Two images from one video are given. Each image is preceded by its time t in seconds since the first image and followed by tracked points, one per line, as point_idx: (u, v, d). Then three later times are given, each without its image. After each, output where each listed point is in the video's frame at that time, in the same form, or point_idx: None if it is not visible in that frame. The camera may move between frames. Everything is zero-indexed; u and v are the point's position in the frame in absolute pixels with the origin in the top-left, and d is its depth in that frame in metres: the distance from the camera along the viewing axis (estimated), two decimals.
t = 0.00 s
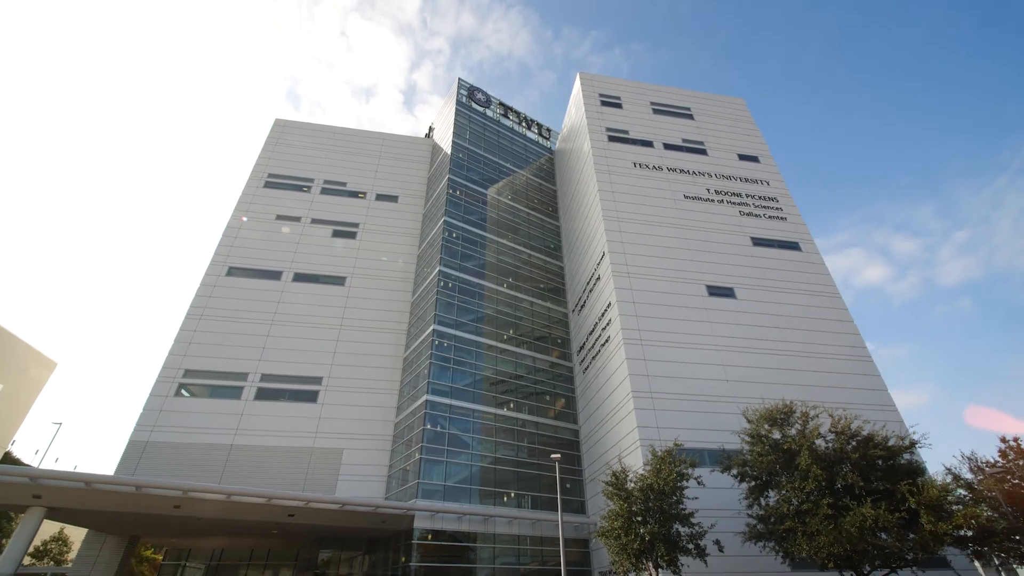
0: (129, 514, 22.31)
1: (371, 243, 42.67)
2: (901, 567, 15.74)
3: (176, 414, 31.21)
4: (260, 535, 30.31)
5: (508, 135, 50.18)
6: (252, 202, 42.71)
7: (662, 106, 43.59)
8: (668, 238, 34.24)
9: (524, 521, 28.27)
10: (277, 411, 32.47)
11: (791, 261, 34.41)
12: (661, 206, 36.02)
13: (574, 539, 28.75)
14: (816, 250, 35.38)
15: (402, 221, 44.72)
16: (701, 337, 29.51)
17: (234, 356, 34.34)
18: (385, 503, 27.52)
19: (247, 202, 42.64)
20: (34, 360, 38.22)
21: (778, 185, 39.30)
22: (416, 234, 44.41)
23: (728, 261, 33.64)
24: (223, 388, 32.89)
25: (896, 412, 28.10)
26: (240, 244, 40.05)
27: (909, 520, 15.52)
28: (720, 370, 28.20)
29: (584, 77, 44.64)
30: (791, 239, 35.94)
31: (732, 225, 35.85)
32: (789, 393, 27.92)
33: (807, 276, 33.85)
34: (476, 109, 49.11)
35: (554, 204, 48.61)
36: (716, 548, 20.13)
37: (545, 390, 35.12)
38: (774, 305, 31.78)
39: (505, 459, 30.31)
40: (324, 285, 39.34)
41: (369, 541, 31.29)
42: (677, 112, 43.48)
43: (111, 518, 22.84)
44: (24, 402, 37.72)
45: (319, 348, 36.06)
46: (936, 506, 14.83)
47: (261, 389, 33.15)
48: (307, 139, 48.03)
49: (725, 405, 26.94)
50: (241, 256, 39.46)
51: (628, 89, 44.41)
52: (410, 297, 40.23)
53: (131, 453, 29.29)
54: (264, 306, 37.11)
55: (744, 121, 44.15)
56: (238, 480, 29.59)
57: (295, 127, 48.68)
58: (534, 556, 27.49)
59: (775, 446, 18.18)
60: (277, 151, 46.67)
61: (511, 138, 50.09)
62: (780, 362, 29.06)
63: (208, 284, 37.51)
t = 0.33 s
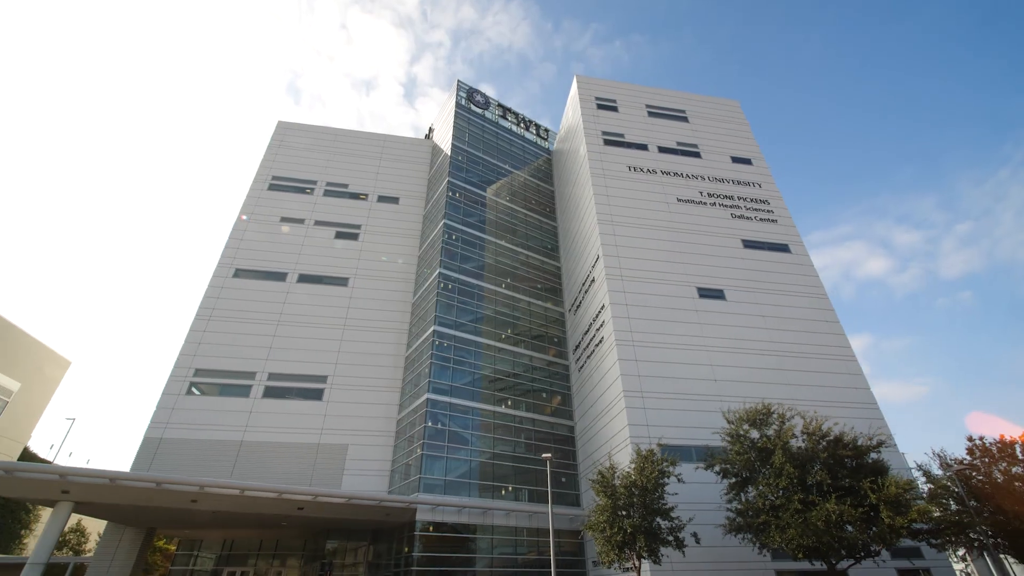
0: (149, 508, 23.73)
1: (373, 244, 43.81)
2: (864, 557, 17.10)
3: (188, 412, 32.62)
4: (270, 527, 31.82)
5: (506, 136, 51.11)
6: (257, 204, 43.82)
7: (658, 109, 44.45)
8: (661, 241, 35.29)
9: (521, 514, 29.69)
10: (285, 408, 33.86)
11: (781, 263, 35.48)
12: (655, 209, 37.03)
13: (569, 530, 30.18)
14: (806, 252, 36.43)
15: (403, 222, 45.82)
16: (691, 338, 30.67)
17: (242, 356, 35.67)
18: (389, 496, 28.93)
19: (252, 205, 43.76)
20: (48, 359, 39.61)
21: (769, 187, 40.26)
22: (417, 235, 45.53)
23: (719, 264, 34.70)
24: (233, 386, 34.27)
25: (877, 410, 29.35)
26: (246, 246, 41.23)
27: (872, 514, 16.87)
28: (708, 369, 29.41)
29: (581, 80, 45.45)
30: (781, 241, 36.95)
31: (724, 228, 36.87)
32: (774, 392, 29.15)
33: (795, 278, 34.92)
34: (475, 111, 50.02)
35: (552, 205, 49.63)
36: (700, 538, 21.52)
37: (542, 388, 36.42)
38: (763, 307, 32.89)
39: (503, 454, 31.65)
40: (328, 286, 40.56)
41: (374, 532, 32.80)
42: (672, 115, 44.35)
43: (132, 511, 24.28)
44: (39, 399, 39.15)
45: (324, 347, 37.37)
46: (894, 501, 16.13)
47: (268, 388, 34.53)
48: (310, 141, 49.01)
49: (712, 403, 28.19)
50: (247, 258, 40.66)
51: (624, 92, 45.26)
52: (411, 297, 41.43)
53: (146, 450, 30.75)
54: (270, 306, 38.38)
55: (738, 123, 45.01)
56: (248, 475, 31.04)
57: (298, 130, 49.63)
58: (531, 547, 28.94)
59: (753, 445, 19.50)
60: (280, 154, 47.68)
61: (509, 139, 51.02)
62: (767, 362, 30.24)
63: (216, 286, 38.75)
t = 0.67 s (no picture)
0: (168, 502, 25.21)
1: (375, 245, 44.99)
2: (831, 547, 18.47)
3: (199, 409, 34.07)
4: (279, 518, 33.39)
5: (505, 137, 52.05)
6: (261, 206, 44.95)
7: (653, 111, 45.34)
8: (653, 244, 36.45)
9: (518, 506, 31.16)
10: (291, 406, 35.28)
11: (770, 265, 36.62)
12: (648, 213, 38.13)
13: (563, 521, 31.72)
14: (795, 254, 37.54)
15: (404, 223, 46.94)
16: (681, 339, 31.95)
17: (250, 355, 37.06)
18: (392, 490, 30.39)
19: (256, 207, 44.89)
20: (62, 357, 41.13)
21: (761, 190, 41.29)
22: (417, 235, 46.69)
23: (709, 266, 35.89)
24: (241, 384, 35.67)
25: (858, 407, 30.71)
26: (252, 248, 42.44)
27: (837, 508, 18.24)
28: (697, 369, 30.73)
29: (577, 83, 46.30)
30: (770, 243, 38.07)
31: (715, 231, 37.99)
32: (759, 391, 30.49)
33: (783, 279, 36.04)
34: (473, 112, 50.93)
35: (549, 205, 50.70)
36: (683, 530, 23.03)
37: (539, 385, 37.79)
38: (751, 308, 34.12)
39: (500, 450, 33.07)
40: (331, 286, 41.81)
41: (377, 524, 34.33)
42: (667, 118, 45.25)
43: (150, 505, 25.77)
44: (55, 396, 40.73)
45: (328, 346, 38.73)
46: (858, 497, 17.45)
47: (275, 386, 35.96)
48: (312, 143, 49.96)
49: (700, 402, 29.55)
50: (253, 259, 41.89)
51: (620, 94, 46.09)
52: (412, 297, 42.69)
53: (160, 446, 32.25)
54: (276, 307, 39.67)
55: (732, 125, 45.91)
56: (258, 469, 32.53)
57: (300, 131, 50.56)
58: (527, 537, 30.42)
59: (732, 444, 20.84)
60: (283, 155, 48.67)
61: (507, 140, 51.97)
62: (753, 362, 31.56)
63: (223, 287, 40.01)
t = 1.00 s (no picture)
0: (184, 496, 26.73)
1: (376, 246, 46.13)
2: (803, 539, 19.81)
3: (209, 407, 35.47)
4: (286, 511, 34.88)
5: (503, 138, 52.95)
6: (265, 208, 46.05)
7: (648, 114, 46.19)
8: (646, 246, 37.57)
9: (515, 499, 32.55)
10: (297, 403, 36.66)
11: (759, 267, 37.76)
12: (642, 215, 39.19)
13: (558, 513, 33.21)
14: (784, 256, 38.66)
15: (404, 224, 48.05)
16: (671, 339, 33.20)
17: (257, 354, 38.38)
18: (395, 484, 31.82)
19: (260, 208, 45.99)
20: (75, 356, 42.49)
21: (753, 192, 42.29)
22: (417, 236, 47.79)
23: (700, 268, 37.03)
24: (249, 382, 37.06)
25: (841, 405, 32.03)
26: (257, 249, 43.61)
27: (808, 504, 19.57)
28: (686, 369, 32.02)
29: (574, 85, 47.09)
30: (760, 245, 39.18)
31: (707, 233, 39.08)
32: (746, 390, 31.80)
33: (772, 281, 37.19)
34: (472, 113, 51.78)
35: (547, 205, 51.73)
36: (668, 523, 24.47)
37: (535, 383, 39.11)
38: (740, 309, 35.32)
39: (498, 445, 34.45)
40: (334, 287, 43.02)
41: (381, 516, 35.81)
42: (662, 120, 46.11)
43: (167, 499, 27.26)
44: (68, 394, 42.13)
45: (332, 345, 40.05)
46: (827, 494, 18.80)
47: (282, 384, 37.34)
48: (314, 145, 50.89)
49: (688, 400, 30.88)
50: (258, 260, 43.10)
51: (616, 97, 46.91)
52: (412, 296, 43.90)
53: (172, 442, 33.72)
54: (281, 306, 40.96)
55: (726, 127, 46.76)
56: (266, 464, 34.03)
57: (302, 133, 51.46)
58: (523, 528, 31.87)
59: (715, 443, 22.11)
60: (286, 157, 49.66)
61: (505, 141, 52.87)
62: (740, 362, 32.85)
63: (229, 287, 41.25)
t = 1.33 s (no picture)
0: (197, 490, 28.20)
1: (378, 246, 47.25)
2: (778, 532, 21.19)
3: (218, 404, 36.87)
4: (293, 503, 36.39)
5: (501, 139, 53.84)
6: (269, 209, 47.14)
7: (644, 117, 47.07)
8: (640, 249, 38.68)
9: (513, 492, 33.99)
10: (302, 400, 38.03)
11: (750, 269, 38.91)
12: (636, 218, 40.27)
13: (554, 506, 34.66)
14: (774, 257, 39.76)
15: (404, 224, 49.11)
16: (662, 339, 34.44)
17: (263, 353, 39.70)
18: (397, 479, 33.19)
19: (264, 210, 47.08)
20: (87, 354, 43.87)
21: (745, 194, 43.29)
22: (417, 236, 48.87)
23: (692, 269, 38.17)
24: (256, 381, 38.39)
25: (825, 403, 33.34)
26: (261, 250, 44.77)
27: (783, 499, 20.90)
28: (676, 368, 33.30)
29: (571, 88, 47.92)
30: (752, 247, 40.27)
31: (700, 235, 40.16)
32: (734, 388, 33.08)
33: (762, 282, 38.33)
34: (471, 115, 52.65)
35: (544, 205, 52.74)
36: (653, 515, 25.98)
37: (532, 380, 40.42)
38: (730, 310, 36.50)
39: (496, 441, 35.81)
40: (337, 287, 44.21)
41: (384, 509, 37.16)
42: (658, 122, 46.98)
43: (182, 493, 28.73)
44: (81, 391, 43.56)
45: (335, 344, 41.34)
46: (801, 491, 20.07)
47: (288, 382, 38.70)
48: (316, 146, 51.84)
49: (678, 399, 32.19)
50: (262, 261, 44.25)
51: (612, 99, 47.75)
52: (413, 296, 45.12)
53: (183, 438, 35.17)
54: (286, 306, 42.21)
55: (720, 130, 47.62)
56: (273, 459, 35.46)
57: (304, 134, 52.38)
58: (520, 520, 33.34)
59: (699, 441, 23.41)
60: (288, 158, 50.63)
61: (504, 142, 53.77)
62: (729, 361, 34.15)
63: (235, 288, 42.47)
